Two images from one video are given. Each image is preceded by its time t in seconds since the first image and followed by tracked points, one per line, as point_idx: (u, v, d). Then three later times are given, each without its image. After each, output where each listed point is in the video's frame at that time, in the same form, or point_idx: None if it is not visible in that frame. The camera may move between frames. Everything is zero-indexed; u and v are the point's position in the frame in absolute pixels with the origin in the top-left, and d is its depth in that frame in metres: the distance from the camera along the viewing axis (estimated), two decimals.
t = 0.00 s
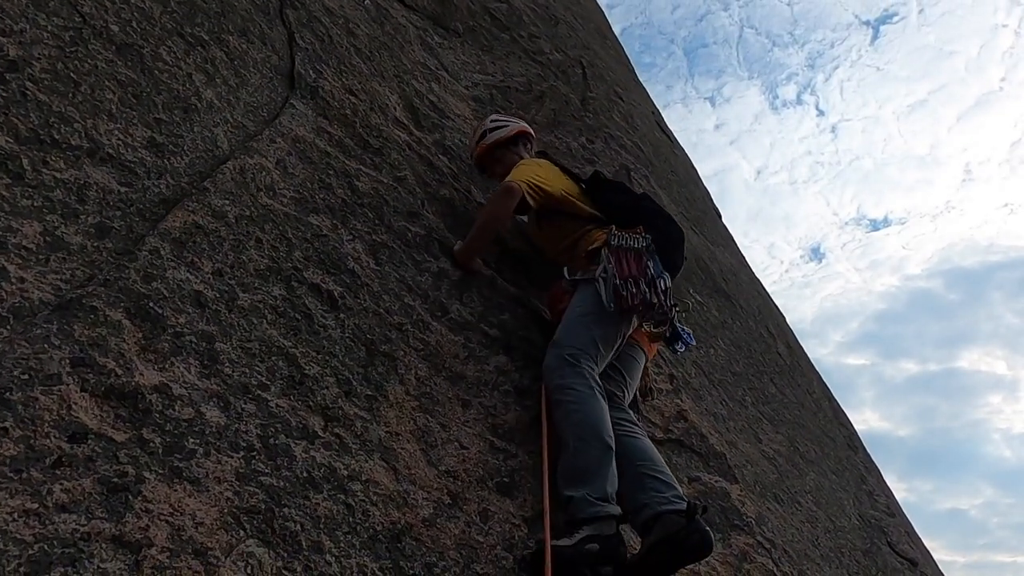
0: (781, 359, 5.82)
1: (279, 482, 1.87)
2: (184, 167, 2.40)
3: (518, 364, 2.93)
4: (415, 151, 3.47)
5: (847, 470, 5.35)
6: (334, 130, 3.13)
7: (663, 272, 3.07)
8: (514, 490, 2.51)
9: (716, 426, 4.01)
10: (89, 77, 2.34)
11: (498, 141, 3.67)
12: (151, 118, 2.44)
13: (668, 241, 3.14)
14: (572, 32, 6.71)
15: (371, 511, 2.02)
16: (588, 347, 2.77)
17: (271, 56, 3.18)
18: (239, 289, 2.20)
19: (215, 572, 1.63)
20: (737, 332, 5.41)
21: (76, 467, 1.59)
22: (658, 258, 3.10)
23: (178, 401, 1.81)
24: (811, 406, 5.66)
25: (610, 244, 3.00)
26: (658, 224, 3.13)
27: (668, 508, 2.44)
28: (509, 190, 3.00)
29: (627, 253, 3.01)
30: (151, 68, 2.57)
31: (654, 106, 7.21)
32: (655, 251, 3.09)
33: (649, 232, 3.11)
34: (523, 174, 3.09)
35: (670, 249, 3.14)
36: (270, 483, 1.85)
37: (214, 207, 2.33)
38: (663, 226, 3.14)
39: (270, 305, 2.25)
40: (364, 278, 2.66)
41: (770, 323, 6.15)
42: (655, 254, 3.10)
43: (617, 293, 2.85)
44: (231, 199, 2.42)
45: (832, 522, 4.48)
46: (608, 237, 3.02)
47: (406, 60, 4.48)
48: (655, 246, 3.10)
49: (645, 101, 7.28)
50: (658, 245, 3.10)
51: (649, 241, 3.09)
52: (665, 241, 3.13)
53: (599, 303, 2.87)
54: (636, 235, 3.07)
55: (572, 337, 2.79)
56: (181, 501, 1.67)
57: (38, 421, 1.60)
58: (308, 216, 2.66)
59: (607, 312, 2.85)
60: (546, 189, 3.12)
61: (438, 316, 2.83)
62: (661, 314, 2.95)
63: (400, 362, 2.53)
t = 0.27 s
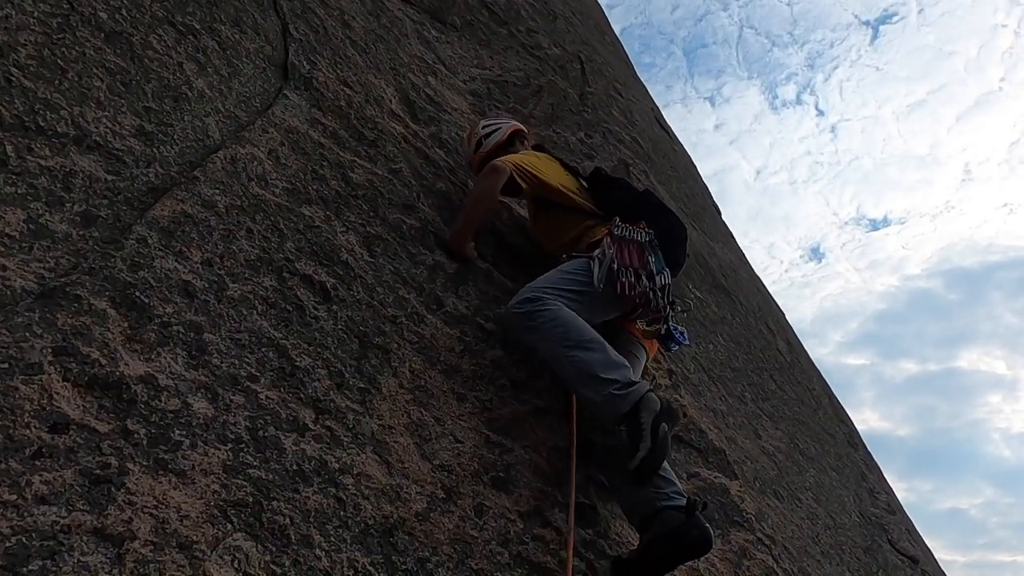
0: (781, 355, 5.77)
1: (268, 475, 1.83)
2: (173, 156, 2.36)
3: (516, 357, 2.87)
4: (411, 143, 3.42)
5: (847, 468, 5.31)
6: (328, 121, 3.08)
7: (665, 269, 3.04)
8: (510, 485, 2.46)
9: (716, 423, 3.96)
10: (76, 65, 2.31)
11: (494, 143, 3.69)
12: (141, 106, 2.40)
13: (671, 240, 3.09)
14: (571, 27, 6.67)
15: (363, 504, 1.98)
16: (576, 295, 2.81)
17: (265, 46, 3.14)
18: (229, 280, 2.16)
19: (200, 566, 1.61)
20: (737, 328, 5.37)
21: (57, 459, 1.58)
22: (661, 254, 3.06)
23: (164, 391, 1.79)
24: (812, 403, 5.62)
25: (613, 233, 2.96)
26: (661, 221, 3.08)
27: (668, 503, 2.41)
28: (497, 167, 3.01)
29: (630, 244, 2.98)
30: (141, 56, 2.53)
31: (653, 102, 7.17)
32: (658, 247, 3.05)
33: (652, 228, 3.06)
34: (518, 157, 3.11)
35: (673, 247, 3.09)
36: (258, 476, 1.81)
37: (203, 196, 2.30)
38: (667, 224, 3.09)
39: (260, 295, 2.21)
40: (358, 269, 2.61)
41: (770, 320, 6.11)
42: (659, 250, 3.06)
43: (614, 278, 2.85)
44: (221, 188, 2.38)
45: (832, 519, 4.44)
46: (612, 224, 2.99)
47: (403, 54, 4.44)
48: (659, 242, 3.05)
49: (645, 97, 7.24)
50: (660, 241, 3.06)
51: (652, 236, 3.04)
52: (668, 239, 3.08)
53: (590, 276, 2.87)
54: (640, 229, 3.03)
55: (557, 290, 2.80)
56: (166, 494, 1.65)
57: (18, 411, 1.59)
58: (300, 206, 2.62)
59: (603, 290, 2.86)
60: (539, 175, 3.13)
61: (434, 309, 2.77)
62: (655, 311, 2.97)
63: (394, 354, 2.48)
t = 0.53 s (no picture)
0: (780, 352, 5.75)
1: (256, 468, 1.81)
2: (163, 147, 2.33)
3: (511, 352, 2.84)
4: (406, 136, 3.40)
5: (846, 464, 5.29)
6: (322, 113, 3.05)
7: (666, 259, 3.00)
8: (504, 479, 2.44)
9: (713, 419, 3.94)
10: (64, 55, 2.29)
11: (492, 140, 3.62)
12: (131, 96, 2.38)
13: (675, 233, 3.07)
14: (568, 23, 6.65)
15: (353, 497, 1.95)
16: (556, 246, 2.92)
17: (258, 38, 3.11)
18: (219, 271, 2.14)
19: (185, 558, 1.59)
20: (735, 324, 5.35)
21: (41, 449, 1.56)
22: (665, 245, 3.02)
23: (150, 382, 1.77)
24: (810, 399, 5.60)
25: (615, 217, 2.96)
26: (665, 212, 3.06)
27: (662, 497, 2.36)
28: (491, 159, 2.99)
29: (632, 229, 2.96)
30: (131, 47, 2.51)
31: (651, 99, 7.15)
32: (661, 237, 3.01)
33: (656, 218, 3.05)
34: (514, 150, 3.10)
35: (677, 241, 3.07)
36: (246, 468, 1.79)
37: (193, 187, 2.27)
38: (672, 218, 3.07)
39: (250, 287, 2.18)
40: (351, 262, 2.58)
41: (768, 317, 6.08)
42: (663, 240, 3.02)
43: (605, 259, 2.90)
44: (211, 179, 2.36)
45: (830, 515, 4.42)
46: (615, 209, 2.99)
47: (399, 48, 4.42)
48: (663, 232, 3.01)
49: (643, 94, 7.22)
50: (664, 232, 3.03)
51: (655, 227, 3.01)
52: (671, 232, 3.06)
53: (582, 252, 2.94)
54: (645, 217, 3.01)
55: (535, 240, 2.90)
56: (151, 486, 1.63)
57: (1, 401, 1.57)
58: (292, 198, 2.59)
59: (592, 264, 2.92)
60: (536, 165, 3.12)
61: (428, 302, 2.75)
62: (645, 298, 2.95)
63: (387, 348, 2.46)
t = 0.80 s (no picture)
0: (777, 349, 5.74)
1: (244, 462, 1.80)
2: (153, 141, 2.32)
3: (504, 347, 2.83)
4: (400, 132, 3.38)
5: (842, 461, 5.28)
6: (314, 109, 3.04)
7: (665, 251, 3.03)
8: (496, 475, 2.42)
9: (708, 416, 3.92)
10: (53, 49, 2.28)
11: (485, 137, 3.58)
12: (120, 90, 2.37)
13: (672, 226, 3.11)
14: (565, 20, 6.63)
15: (342, 492, 1.94)
16: (552, 214, 2.97)
17: (251, 33, 3.10)
18: (209, 265, 2.12)
19: (170, 552, 1.58)
20: (731, 321, 5.34)
21: (24, 443, 1.55)
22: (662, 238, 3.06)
23: (137, 376, 1.77)
24: (807, 397, 5.59)
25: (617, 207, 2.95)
26: (663, 207, 3.10)
27: (653, 491, 2.35)
28: (480, 149, 2.98)
29: (631, 221, 2.95)
30: (121, 41, 2.50)
31: (648, 96, 7.14)
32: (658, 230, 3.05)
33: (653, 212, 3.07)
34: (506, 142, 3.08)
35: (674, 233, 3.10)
36: (233, 463, 1.79)
37: (182, 181, 2.26)
38: (669, 212, 3.11)
39: (240, 281, 2.17)
40: (343, 257, 2.57)
41: (765, 314, 6.07)
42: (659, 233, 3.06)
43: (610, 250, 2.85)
44: (201, 173, 2.35)
45: (825, 512, 4.41)
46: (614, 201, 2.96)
47: (393, 44, 4.40)
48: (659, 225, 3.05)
49: (640, 91, 7.21)
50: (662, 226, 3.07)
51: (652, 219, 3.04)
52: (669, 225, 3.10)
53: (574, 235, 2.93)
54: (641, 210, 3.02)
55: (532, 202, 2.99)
56: (136, 480, 1.63)
57: None
58: (284, 193, 2.58)
59: (588, 247, 2.90)
60: (528, 158, 3.11)
61: (420, 298, 2.73)
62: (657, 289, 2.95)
63: (378, 343, 2.44)
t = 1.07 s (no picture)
0: (773, 347, 5.73)
1: (230, 457, 1.80)
2: (141, 136, 2.31)
3: (496, 343, 2.83)
4: (393, 128, 3.37)
5: (838, 458, 5.27)
6: (306, 105, 3.03)
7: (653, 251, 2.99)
8: (487, 471, 2.41)
9: (702, 413, 3.92)
10: (40, 43, 2.27)
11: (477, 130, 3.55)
12: (108, 85, 2.36)
13: (659, 225, 3.09)
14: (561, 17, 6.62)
15: (329, 488, 1.94)
16: (536, 209, 2.96)
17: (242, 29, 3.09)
18: (196, 260, 2.12)
19: (154, 547, 1.58)
20: (727, 318, 5.33)
21: (6, 437, 1.54)
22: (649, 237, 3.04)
23: (121, 371, 1.76)
24: (803, 394, 5.58)
25: (604, 208, 2.92)
26: (650, 207, 3.07)
27: (645, 486, 2.33)
28: (470, 145, 3.00)
29: (618, 223, 2.92)
30: (109, 36, 2.49)
31: (645, 94, 7.13)
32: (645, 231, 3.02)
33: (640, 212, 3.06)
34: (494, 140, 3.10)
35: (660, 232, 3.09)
36: (219, 458, 1.78)
37: (170, 176, 2.25)
38: (655, 211, 3.09)
39: (228, 276, 2.16)
40: (333, 253, 2.56)
41: (762, 311, 6.06)
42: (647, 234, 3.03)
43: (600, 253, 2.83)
44: (190, 168, 2.34)
45: (821, 509, 4.40)
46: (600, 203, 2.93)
47: (387, 41, 4.39)
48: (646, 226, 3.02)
49: (636, 89, 7.20)
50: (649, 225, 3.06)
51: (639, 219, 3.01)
52: (656, 224, 3.08)
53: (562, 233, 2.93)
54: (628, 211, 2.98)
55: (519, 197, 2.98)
56: (120, 474, 1.62)
57: None
58: (274, 189, 2.57)
59: (575, 246, 2.90)
60: (516, 155, 3.12)
61: (411, 294, 2.72)
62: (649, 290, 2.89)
63: (368, 338, 2.43)
